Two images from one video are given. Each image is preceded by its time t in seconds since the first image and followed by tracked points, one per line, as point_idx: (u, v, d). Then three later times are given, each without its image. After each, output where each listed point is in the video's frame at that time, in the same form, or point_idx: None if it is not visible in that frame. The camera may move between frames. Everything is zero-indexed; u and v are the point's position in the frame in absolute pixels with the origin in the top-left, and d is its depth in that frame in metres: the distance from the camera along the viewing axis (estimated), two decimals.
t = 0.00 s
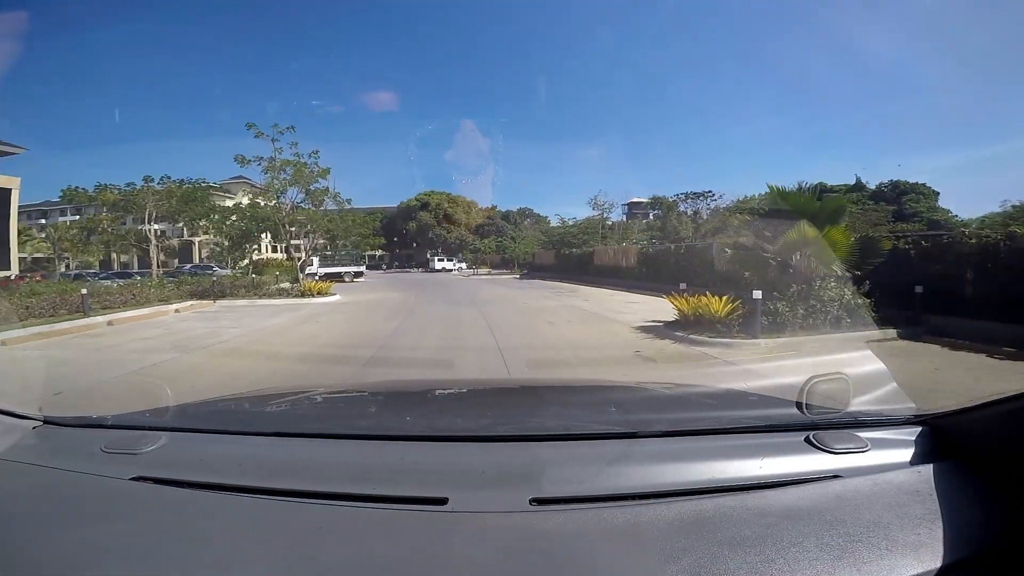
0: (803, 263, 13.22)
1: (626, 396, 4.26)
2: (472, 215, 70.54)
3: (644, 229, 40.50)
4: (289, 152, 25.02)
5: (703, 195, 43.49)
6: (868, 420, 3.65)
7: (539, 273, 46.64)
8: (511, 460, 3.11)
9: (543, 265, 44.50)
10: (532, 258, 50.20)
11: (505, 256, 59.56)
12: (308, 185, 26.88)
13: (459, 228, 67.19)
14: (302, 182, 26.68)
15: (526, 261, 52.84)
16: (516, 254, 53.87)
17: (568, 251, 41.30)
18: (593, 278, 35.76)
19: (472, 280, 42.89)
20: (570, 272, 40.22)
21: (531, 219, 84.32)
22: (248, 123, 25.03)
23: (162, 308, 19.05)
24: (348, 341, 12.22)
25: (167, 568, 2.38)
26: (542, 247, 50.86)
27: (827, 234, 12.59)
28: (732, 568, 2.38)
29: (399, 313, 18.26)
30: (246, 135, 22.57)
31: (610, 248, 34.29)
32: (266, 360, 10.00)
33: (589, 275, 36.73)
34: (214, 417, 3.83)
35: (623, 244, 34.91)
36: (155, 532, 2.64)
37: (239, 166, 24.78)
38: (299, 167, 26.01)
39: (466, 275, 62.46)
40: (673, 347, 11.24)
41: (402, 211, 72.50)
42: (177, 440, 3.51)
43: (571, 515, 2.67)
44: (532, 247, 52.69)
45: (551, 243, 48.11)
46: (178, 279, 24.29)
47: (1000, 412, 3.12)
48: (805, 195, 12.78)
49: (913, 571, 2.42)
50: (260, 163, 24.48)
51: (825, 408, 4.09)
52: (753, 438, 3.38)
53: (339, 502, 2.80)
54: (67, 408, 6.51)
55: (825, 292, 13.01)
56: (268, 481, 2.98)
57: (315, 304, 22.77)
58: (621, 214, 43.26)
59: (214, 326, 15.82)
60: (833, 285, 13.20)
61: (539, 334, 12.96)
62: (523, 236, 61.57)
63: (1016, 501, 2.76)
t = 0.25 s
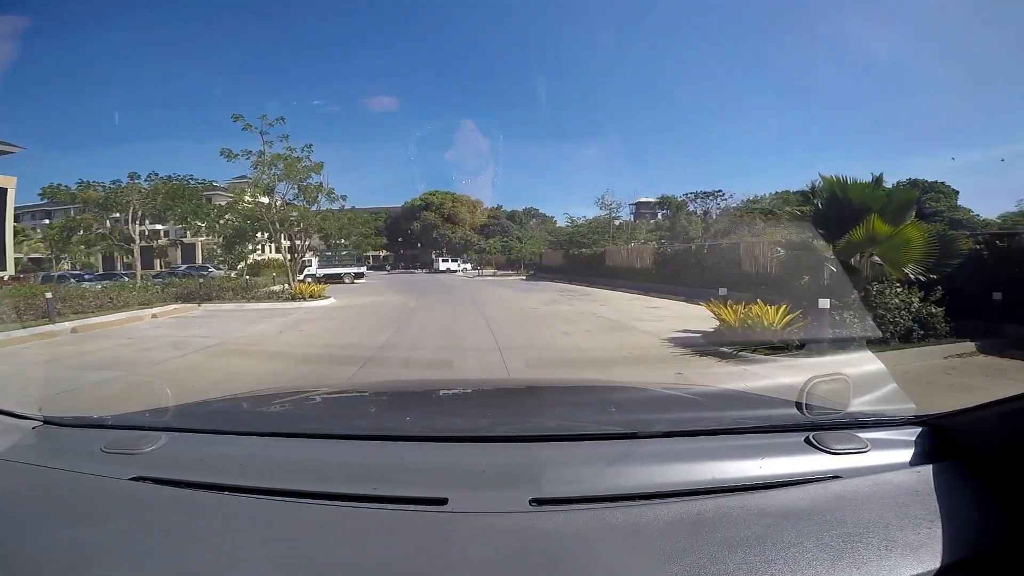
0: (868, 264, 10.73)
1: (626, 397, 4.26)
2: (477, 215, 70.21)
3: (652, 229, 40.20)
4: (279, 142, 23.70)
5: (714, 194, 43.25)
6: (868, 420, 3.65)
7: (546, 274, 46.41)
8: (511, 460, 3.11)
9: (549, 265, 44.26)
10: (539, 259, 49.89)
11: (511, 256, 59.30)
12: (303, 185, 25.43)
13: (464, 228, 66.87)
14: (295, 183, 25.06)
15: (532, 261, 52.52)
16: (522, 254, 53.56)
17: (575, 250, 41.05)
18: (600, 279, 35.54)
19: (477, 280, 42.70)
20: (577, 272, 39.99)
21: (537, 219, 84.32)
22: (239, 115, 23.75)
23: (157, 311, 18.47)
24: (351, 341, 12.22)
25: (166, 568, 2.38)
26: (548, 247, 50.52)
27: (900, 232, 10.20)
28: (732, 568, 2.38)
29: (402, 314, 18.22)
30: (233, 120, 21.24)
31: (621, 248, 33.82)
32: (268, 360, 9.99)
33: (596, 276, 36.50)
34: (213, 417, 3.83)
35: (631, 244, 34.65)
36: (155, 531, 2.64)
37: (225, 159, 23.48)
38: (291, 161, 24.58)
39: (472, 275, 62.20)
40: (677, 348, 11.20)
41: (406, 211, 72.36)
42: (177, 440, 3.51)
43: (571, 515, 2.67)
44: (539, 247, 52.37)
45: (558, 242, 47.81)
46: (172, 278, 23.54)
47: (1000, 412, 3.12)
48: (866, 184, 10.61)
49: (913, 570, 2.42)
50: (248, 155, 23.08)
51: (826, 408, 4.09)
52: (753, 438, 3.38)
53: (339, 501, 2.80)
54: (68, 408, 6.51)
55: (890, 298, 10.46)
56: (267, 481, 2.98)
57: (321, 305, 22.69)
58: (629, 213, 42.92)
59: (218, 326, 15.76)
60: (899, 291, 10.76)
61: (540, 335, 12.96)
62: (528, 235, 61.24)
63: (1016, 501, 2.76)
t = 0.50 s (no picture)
0: (946, 264, 8.65)
1: (627, 397, 4.26)
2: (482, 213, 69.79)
3: (662, 227, 39.88)
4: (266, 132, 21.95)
5: (724, 192, 42.95)
6: (868, 420, 3.65)
7: (552, 272, 46.19)
8: (511, 460, 3.11)
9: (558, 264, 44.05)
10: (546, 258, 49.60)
11: (516, 256, 59.02)
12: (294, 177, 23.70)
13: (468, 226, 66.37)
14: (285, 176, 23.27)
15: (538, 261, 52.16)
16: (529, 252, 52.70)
17: (585, 249, 40.73)
18: (609, 279, 35.20)
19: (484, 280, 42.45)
20: (585, 271, 39.60)
21: (542, 217, 84.08)
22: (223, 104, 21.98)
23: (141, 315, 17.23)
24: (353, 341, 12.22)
25: (166, 568, 2.38)
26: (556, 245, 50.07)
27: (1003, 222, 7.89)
28: (732, 568, 2.38)
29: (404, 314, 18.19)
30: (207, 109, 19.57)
31: (636, 245, 32.90)
32: (269, 360, 9.97)
33: (606, 275, 36.11)
34: (213, 417, 3.82)
35: (642, 243, 34.16)
36: (156, 531, 2.64)
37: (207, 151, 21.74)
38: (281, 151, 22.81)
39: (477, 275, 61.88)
40: (680, 347, 11.20)
41: (410, 210, 72.20)
42: (177, 440, 3.51)
43: (571, 515, 2.67)
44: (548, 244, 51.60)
45: (565, 240, 47.46)
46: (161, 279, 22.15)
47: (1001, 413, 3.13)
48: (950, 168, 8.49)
49: (913, 570, 2.42)
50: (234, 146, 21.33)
51: (826, 408, 4.09)
52: (753, 438, 3.38)
53: (338, 502, 2.80)
54: (68, 408, 6.50)
55: (969, 306, 8.20)
56: (267, 481, 2.98)
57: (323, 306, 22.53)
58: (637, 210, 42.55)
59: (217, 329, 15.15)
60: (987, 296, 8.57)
61: (542, 335, 12.96)
62: (534, 232, 60.87)
63: (1016, 501, 2.76)
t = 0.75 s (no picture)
0: None
1: (627, 396, 4.25)
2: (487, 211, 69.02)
3: (671, 223, 39.39)
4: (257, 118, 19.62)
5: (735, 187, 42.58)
6: (868, 419, 3.65)
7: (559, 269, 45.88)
8: (510, 460, 3.10)
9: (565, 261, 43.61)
10: (552, 255, 48.95)
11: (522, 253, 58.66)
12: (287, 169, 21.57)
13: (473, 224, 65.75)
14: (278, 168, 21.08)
15: (546, 258, 51.63)
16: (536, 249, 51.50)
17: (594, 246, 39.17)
18: (616, 276, 34.96)
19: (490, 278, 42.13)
20: (593, 268, 39.15)
21: (548, 215, 83.71)
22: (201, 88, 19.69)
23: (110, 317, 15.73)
24: (355, 340, 12.17)
25: (165, 568, 2.39)
26: (564, 243, 49.42)
27: None
28: (731, 568, 2.38)
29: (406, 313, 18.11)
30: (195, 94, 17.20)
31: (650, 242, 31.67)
32: (270, 360, 9.94)
33: (613, 273, 35.73)
34: (214, 417, 3.82)
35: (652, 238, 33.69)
36: (155, 531, 2.64)
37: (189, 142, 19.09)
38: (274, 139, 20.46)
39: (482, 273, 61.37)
40: (683, 347, 11.17)
41: (415, 207, 71.92)
42: (176, 440, 3.51)
43: (571, 515, 2.67)
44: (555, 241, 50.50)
45: (573, 237, 46.95)
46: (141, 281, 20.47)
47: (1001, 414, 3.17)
48: None
49: (912, 570, 2.42)
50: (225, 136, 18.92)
51: (826, 408, 4.08)
52: (754, 438, 3.37)
53: (337, 501, 2.80)
54: (68, 408, 6.49)
55: None
56: (267, 481, 2.98)
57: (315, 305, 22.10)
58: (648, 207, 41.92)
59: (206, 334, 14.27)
60: None
61: (544, 334, 12.93)
62: (540, 229, 60.45)
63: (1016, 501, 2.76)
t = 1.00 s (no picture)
0: None
1: (627, 396, 4.25)
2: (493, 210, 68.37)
3: (680, 222, 39.02)
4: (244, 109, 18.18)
5: (746, 186, 42.31)
6: (868, 419, 3.65)
7: (565, 270, 45.57)
8: (511, 460, 3.10)
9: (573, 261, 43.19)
10: (560, 255, 48.29)
11: (528, 254, 58.35)
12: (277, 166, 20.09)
13: (478, 224, 65.24)
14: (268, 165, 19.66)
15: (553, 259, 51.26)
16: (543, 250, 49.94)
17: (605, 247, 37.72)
18: (622, 276, 34.81)
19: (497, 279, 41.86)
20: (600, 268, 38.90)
21: (553, 215, 83.39)
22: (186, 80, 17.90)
23: (82, 322, 14.59)
24: (356, 340, 12.16)
25: (164, 568, 2.39)
26: (572, 243, 48.82)
27: None
28: (732, 568, 2.38)
29: (408, 313, 18.09)
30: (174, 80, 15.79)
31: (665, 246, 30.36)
32: (270, 360, 9.93)
33: (620, 273, 35.57)
34: (214, 417, 3.82)
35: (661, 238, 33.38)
36: (156, 531, 2.64)
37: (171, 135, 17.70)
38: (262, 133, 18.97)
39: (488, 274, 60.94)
40: (685, 347, 11.16)
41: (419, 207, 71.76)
42: (176, 440, 3.51)
43: (571, 515, 2.67)
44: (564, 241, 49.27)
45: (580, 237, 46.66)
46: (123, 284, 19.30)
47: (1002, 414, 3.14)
48: None
49: (913, 570, 2.42)
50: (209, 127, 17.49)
51: (827, 408, 4.08)
52: (754, 438, 3.37)
53: (337, 501, 2.80)
54: (68, 408, 6.48)
55: None
56: (267, 481, 2.98)
57: (314, 309, 21.63)
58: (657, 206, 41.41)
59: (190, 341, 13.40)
60: None
61: (545, 335, 12.92)
62: (546, 229, 60.11)
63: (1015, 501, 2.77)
